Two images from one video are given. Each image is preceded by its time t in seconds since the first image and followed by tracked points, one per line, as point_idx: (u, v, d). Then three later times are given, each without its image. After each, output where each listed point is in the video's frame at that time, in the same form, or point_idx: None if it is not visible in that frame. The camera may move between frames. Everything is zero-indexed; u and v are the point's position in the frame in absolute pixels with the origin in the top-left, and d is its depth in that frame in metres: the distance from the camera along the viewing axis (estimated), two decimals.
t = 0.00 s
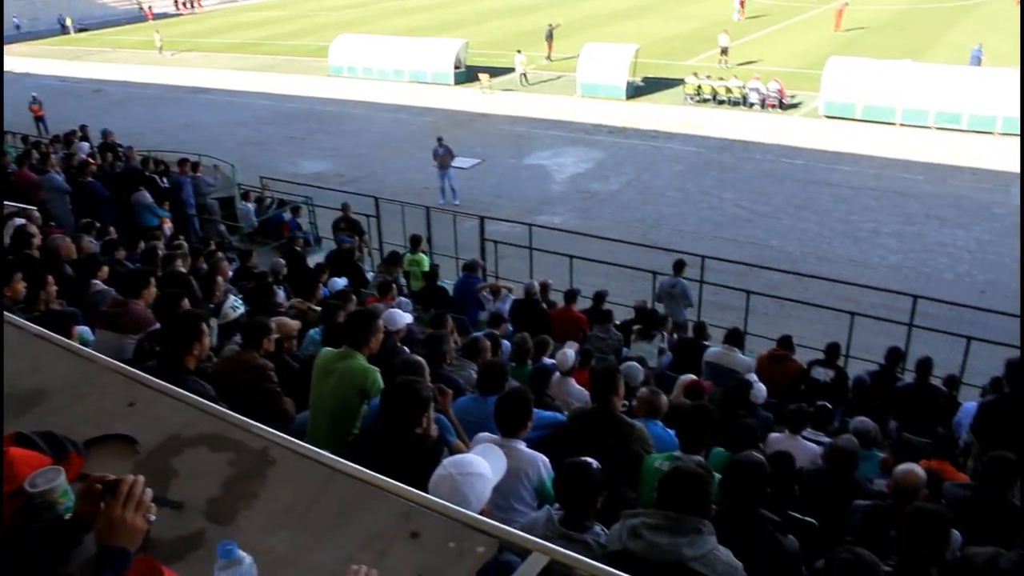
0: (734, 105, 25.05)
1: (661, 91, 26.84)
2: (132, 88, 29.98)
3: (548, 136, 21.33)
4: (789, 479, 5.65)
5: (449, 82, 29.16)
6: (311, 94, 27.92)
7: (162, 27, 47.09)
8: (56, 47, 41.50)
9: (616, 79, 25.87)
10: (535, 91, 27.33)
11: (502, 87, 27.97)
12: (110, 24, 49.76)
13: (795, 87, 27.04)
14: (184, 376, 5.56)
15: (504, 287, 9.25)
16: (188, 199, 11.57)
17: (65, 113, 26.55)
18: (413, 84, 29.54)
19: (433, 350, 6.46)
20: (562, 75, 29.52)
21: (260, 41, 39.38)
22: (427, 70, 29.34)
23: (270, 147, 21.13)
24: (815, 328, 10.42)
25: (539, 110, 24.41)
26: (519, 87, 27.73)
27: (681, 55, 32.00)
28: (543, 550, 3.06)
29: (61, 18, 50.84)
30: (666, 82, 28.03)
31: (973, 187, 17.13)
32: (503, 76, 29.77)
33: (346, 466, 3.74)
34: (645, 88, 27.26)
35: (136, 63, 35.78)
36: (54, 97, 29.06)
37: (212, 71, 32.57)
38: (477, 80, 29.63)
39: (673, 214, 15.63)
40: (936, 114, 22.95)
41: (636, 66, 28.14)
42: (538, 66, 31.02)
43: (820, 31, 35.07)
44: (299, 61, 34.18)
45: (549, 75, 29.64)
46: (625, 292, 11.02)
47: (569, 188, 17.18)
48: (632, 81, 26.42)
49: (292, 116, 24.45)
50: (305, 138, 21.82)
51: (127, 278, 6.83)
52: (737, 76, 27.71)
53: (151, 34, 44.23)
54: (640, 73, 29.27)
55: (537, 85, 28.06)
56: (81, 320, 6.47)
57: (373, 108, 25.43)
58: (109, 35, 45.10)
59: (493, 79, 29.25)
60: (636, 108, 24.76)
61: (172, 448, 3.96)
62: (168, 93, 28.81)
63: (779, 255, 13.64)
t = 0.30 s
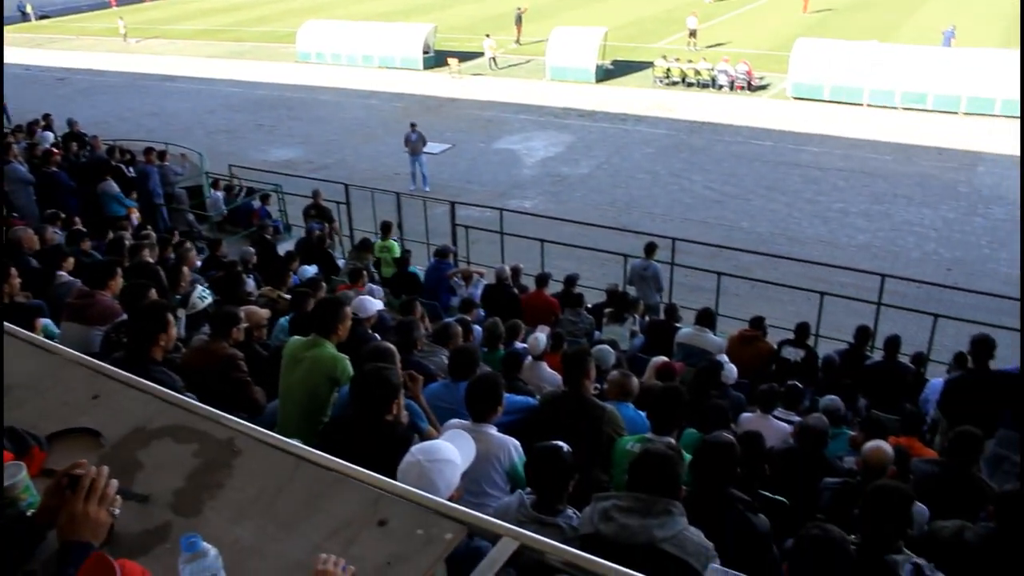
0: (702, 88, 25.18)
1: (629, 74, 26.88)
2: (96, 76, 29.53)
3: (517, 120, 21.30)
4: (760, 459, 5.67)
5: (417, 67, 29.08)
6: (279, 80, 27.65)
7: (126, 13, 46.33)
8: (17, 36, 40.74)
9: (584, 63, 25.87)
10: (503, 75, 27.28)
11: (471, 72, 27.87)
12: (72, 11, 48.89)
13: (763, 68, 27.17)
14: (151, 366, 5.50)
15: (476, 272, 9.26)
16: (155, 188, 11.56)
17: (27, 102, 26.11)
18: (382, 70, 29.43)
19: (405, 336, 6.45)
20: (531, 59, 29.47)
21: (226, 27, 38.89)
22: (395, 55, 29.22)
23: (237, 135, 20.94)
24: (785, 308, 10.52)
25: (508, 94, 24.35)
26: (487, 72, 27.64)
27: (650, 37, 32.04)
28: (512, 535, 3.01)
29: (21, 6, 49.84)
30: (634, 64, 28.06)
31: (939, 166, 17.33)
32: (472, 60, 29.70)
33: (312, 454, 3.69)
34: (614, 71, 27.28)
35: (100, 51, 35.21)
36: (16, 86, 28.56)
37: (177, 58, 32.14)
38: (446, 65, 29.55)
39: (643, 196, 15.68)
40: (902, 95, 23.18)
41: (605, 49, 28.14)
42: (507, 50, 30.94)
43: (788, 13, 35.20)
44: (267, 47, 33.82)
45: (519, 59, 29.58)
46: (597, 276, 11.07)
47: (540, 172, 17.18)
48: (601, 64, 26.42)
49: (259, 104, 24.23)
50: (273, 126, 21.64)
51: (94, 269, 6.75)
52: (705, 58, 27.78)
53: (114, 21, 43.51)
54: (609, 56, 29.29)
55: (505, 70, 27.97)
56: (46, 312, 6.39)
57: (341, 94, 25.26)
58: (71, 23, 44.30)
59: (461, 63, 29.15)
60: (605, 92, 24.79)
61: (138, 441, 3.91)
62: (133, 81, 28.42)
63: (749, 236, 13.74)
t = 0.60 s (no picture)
0: (671, 78, 25.33)
1: (598, 64, 26.93)
2: (60, 71, 29.13)
3: (486, 111, 21.27)
4: (729, 448, 5.71)
5: (387, 60, 28.97)
6: (246, 73, 27.42)
7: (90, 6, 45.69)
8: None
9: (553, 53, 25.89)
10: (472, 66, 27.23)
11: (440, 63, 27.77)
12: (35, 4, 48.10)
13: (731, 57, 27.32)
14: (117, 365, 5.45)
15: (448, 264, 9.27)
16: (121, 183, 11.66)
17: None
18: (350, 62, 29.31)
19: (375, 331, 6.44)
20: (500, 49, 29.42)
21: (192, 20, 38.47)
22: (363, 47, 29.09)
23: (205, 129, 20.75)
24: (755, 296, 10.58)
25: (477, 85, 24.32)
26: (457, 63, 27.57)
27: (619, 26, 32.11)
28: (481, 528, 2.82)
29: None
30: (603, 54, 28.11)
31: (905, 152, 17.50)
32: (441, 51, 29.62)
33: (277, 450, 3.47)
34: (583, 61, 27.32)
35: (64, 45, 34.73)
36: None
37: (142, 52, 31.78)
38: (415, 57, 29.48)
39: (614, 186, 15.72)
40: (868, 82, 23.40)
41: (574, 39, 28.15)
42: (476, 40, 30.88)
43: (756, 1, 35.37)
44: (235, 40, 33.53)
45: (488, 49, 29.52)
46: (568, 267, 11.10)
47: (510, 163, 17.16)
48: (570, 54, 26.44)
49: (227, 97, 24.03)
50: (241, 120, 21.47)
51: (59, 268, 6.67)
52: (673, 48, 27.88)
53: (78, 14, 42.90)
54: (578, 46, 29.32)
55: (475, 61, 27.91)
56: (10, 313, 6.32)
57: (310, 86, 25.12)
58: (34, 16, 43.62)
59: (431, 55, 29.04)
60: (574, 81, 24.82)
61: (101, 442, 3.77)
62: (98, 75, 28.06)
63: (719, 224, 13.81)
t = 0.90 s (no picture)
0: (635, 74, 25.47)
1: (563, 61, 26.98)
2: (18, 72, 28.69)
3: (451, 109, 21.24)
4: (695, 442, 5.74)
5: (352, 58, 28.84)
6: (209, 73, 27.17)
7: (49, 6, 45.01)
8: None
9: (518, 50, 25.93)
10: (437, 63, 27.17)
11: (405, 61, 27.69)
12: None
13: (695, 52, 27.49)
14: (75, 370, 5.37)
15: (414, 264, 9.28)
16: (82, 185, 11.50)
17: None
18: (314, 61, 29.16)
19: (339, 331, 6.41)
20: (465, 47, 29.38)
21: (154, 19, 38.02)
22: (327, 46, 28.94)
23: (168, 129, 20.55)
24: (720, 290, 10.68)
25: (442, 83, 24.29)
26: (421, 60, 27.50)
27: (583, 23, 32.21)
28: (445, 526, 2.78)
29: None
30: (568, 51, 28.18)
31: (867, 145, 17.72)
32: (406, 49, 29.53)
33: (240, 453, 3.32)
34: (547, 58, 27.38)
35: (21, 45, 34.19)
36: None
37: (102, 52, 31.37)
38: (380, 55, 29.36)
39: (580, 182, 15.77)
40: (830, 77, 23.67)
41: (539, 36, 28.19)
42: (441, 38, 30.82)
43: None
44: (198, 39, 33.21)
45: (454, 47, 29.47)
46: (534, 264, 11.12)
47: (476, 160, 17.16)
48: (535, 50, 26.48)
49: (190, 97, 23.81)
50: (205, 119, 21.28)
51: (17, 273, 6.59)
52: (638, 44, 28.00)
53: (37, 14, 42.25)
54: (543, 43, 29.36)
55: (440, 58, 27.86)
56: None
57: (275, 85, 24.96)
58: None
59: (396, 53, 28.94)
60: (540, 78, 24.86)
61: (58, 449, 3.58)
62: (58, 76, 27.67)
63: (685, 218, 13.90)
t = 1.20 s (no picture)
0: (606, 70, 25.54)
1: (533, 58, 26.98)
2: None
3: (421, 107, 21.18)
4: (668, 436, 5.77)
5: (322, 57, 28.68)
6: (178, 72, 26.91)
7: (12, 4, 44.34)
8: None
9: (490, 48, 25.91)
10: (408, 61, 27.09)
11: (376, 58, 27.58)
12: None
13: (665, 49, 27.59)
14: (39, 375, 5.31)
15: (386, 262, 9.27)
16: (47, 187, 11.41)
17: None
18: (284, 59, 28.97)
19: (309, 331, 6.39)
20: (436, 44, 29.30)
21: (120, 18, 37.57)
22: (297, 44, 28.77)
23: (136, 129, 20.34)
24: (691, 285, 10.74)
25: (413, 81, 24.22)
26: (392, 58, 27.41)
27: (554, 19, 32.22)
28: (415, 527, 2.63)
29: None
30: (539, 48, 28.19)
31: (835, 140, 17.88)
32: (377, 47, 29.41)
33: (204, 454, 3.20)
34: (518, 55, 27.37)
35: None
36: None
37: (68, 52, 30.96)
38: (351, 53, 29.21)
39: (551, 179, 15.80)
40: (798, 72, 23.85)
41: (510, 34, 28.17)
42: (412, 36, 30.72)
43: None
44: (166, 38, 32.87)
45: (425, 44, 29.38)
46: (505, 261, 11.13)
47: (448, 158, 17.13)
48: (506, 48, 26.45)
49: (158, 96, 23.59)
50: (174, 119, 21.09)
51: None
52: (608, 40, 28.06)
53: None
54: (514, 40, 29.34)
55: (411, 56, 27.78)
56: None
57: (244, 84, 24.79)
58: None
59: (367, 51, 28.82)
60: (511, 75, 24.86)
61: (21, 456, 3.43)
62: (23, 75, 27.28)
63: (656, 215, 13.96)
